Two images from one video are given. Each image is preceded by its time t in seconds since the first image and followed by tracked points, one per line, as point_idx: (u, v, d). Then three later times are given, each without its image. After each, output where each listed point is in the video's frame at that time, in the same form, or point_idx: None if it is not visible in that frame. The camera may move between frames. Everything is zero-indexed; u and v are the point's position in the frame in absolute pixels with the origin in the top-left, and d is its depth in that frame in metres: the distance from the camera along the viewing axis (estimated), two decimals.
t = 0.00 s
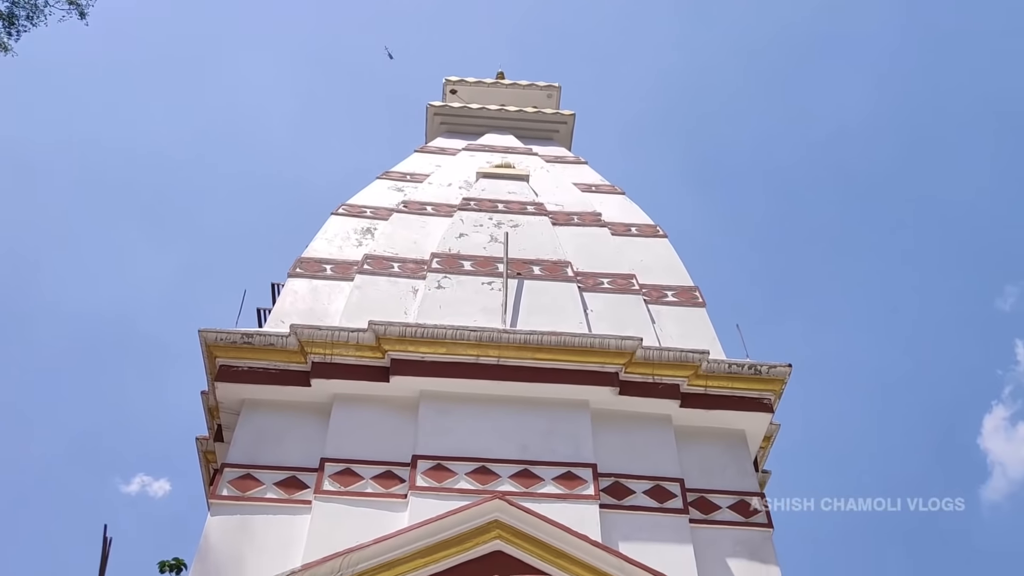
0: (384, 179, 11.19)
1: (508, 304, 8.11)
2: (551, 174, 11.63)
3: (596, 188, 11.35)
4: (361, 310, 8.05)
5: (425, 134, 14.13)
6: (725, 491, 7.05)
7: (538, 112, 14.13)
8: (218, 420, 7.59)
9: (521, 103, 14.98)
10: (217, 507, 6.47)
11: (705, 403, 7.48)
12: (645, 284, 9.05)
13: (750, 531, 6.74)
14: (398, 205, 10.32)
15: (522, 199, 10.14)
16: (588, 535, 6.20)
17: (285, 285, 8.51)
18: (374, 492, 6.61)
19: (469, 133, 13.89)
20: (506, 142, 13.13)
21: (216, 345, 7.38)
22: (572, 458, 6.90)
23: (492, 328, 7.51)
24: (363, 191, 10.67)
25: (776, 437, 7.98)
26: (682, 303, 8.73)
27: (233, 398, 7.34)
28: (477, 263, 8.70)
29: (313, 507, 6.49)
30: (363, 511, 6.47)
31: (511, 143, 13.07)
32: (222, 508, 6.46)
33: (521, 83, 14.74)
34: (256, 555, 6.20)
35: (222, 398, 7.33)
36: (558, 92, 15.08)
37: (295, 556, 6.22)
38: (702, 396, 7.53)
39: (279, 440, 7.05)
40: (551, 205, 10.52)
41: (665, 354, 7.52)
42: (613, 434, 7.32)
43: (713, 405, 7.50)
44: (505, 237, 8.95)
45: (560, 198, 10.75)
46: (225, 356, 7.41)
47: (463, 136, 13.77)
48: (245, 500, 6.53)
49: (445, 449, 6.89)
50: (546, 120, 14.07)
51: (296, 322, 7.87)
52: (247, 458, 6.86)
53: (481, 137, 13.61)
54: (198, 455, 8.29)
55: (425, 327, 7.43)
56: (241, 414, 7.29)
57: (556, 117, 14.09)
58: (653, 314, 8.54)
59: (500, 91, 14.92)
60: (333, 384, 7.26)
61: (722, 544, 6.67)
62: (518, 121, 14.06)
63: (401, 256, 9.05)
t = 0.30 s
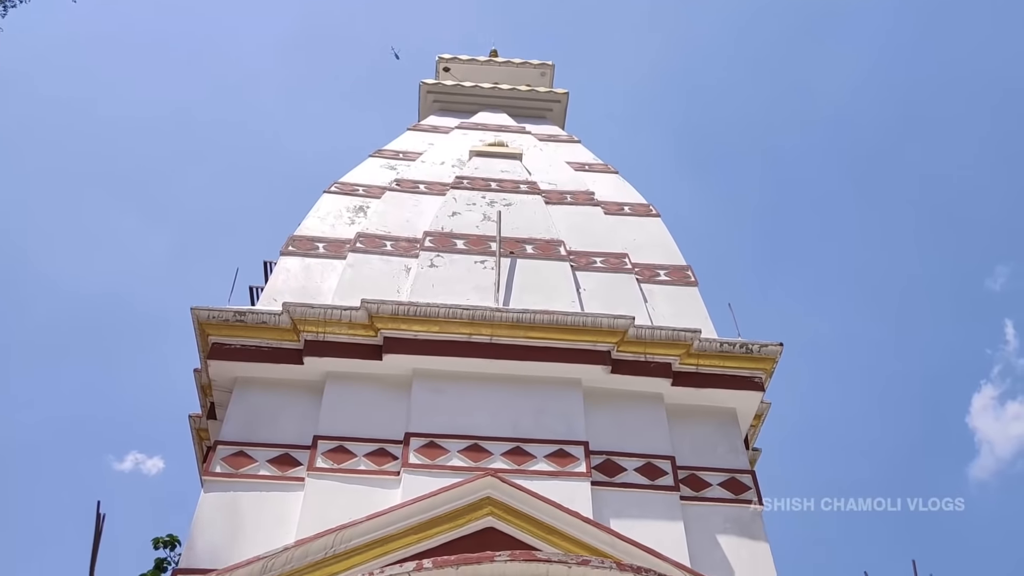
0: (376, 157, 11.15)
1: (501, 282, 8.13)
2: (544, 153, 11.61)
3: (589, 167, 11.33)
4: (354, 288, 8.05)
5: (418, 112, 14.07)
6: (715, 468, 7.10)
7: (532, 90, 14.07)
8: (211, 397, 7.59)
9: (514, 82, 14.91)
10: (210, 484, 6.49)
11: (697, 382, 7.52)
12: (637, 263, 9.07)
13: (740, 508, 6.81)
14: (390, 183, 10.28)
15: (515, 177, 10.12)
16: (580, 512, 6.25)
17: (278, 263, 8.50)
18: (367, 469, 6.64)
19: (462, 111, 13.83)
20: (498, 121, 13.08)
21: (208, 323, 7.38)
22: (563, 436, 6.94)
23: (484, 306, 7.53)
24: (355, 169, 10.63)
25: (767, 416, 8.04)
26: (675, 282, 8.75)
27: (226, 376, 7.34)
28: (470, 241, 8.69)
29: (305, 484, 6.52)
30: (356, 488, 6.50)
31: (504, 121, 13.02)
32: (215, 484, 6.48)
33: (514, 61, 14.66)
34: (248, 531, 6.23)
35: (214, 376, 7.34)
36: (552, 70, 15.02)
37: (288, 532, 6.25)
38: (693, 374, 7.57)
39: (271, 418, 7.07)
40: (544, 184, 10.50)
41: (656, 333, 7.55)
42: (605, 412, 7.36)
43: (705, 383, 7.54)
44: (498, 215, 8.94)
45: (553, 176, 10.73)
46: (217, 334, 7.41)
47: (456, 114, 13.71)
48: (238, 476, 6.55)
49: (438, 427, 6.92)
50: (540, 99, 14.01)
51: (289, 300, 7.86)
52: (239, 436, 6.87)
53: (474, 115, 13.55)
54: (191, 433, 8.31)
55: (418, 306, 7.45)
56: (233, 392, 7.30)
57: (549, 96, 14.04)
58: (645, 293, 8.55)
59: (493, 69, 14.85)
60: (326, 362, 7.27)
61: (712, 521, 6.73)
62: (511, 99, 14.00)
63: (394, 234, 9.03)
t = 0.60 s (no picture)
0: (370, 130, 11.08)
1: (495, 257, 8.12)
2: (539, 127, 11.54)
3: (584, 141, 11.28)
4: (347, 262, 8.03)
5: (412, 86, 13.97)
6: (708, 442, 7.14)
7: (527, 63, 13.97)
8: (205, 371, 7.59)
9: (509, 55, 14.80)
10: (205, 457, 6.50)
11: (691, 356, 7.54)
12: (632, 237, 9.05)
13: (733, 481, 6.85)
14: (384, 157, 10.23)
15: (510, 151, 10.06)
16: (573, 484, 6.28)
17: (271, 237, 8.46)
18: (362, 442, 6.66)
19: (457, 84, 13.73)
20: (493, 94, 12.99)
21: (202, 297, 7.36)
22: (558, 410, 6.97)
23: (479, 280, 7.52)
24: (349, 142, 10.57)
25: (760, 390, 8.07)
26: (670, 257, 8.74)
27: (220, 349, 7.33)
28: (464, 215, 8.67)
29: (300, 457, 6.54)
30: (350, 460, 6.52)
31: (499, 95, 12.93)
32: (209, 457, 6.50)
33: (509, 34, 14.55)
34: (243, 504, 6.25)
35: (208, 349, 7.33)
36: (547, 43, 14.91)
37: (282, 505, 6.27)
38: (687, 348, 7.59)
39: (266, 391, 7.07)
40: (539, 158, 10.45)
41: (650, 308, 7.57)
42: (599, 386, 7.38)
43: (698, 357, 7.56)
44: (493, 189, 8.91)
45: (548, 151, 10.68)
46: (211, 307, 7.39)
47: (450, 87, 13.61)
48: (233, 449, 6.57)
49: (432, 400, 6.94)
50: (534, 72, 13.92)
51: (283, 273, 7.84)
52: (234, 409, 6.88)
53: (468, 88, 13.46)
54: (185, 406, 8.32)
55: (412, 280, 7.45)
56: (228, 365, 7.30)
57: (544, 69, 13.95)
58: (640, 267, 8.54)
59: (488, 42, 14.73)
60: (320, 336, 7.26)
61: (705, 493, 6.77)
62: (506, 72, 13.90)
63: (388, 208, 8.99)
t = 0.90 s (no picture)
0: (367, 96, 10.98)
1: (492, 223, 8.09)
2: (537, 93, 11.45)
3: (582, 107, 11.20)
4: (344, 228, 8.01)
5: (409, 51, 13.83)
6: (704, 408, 7.18)
7: (525, 28, 13.82)
8: (202, 336, 7.60)
9: (507, 20, 14.64)
10: (203, 422, 6.52)
11: (687, 323, 7.55)
12: (630, 205, 9.02)
13: (728, 447, 6.90)
14: (381, 122, 10.15)
15: (508, 118, 10.00)
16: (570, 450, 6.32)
17: (268, 202, 8.42)
18: (359, 407, 6.68)
19: (454, 49, 13.59)
20: (491, 59, 12.87)
21: (198, 262, 7.34)
22: (554, 376, 6.99)
23: (476, 247, 7.51)
24: (345, 107, 10.48)
25: (756, 357, 8.11)
26: (667, 224, 8.72)
27: (217, 315, 7.33)
28: (461, 182, 8.62)
29: (298, 421, 6.57)
30: (348, 426, 6.55)
31: (497, 60, 12.81)
32: (207, 422, 6.52)
33: None
34: (242, 468, 6.29)
35: (205, 315, 7.33)
36: (545, 8, 14.75)
37: (280, 469, 6.31)
38: (684, 315, 7.60)
39: (263, 356, 7.08)
40: (537, 124, 10.38)
41: (647, 275, 7.58)
42: (596, 353, 7.40)
43: (695, 324, 7.57)
44: (490, 156, 8.86)
45: (546, 117, 10.61)
46: (207, 273, 7.38)
47: (447, 52, 13.47)
48: (230, 414, 6.59)
49: (429, 366, 6.96)
50: (533, 37, 13.78)
51: (279, 239, 7.82)
52: (231, 374, 6.89)
53: (466, 53, 13.33)
54: (183, 371, 8.34)
55: (409, 247, 7.43)
56: (225, 331, 7.30)
57: (542, 34, 13.81)
58: (637, 234, 8.53)
59: (486, 6, 14.56)
60: (317, 302, 7.26)
61: (700, 459, 6.83)
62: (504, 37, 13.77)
63: (385, 174, 8.94)
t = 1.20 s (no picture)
0: (361, 51, 10.84)
1: (489, 180, 8.06)
2: (534, 49, 11.32)
3: (579, 64, 11.08)
4: (339, 185, 7.96)
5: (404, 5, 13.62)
6: (699, 365, 7.22)
7: None
8: (198, 292, 7.59)
9: None
10: (199, 377, 6.55)
11: (683, 281, 7.56)
12: (627, 162, 8.98)
13: (721, 404, 6.96)
14: (376, 78, 10.04)
15: (504, 74, 9.89)
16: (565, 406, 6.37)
17: (262, 158, 8.36)
18: (355, 363, 6.71)
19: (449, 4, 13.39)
20: (487, 14, 12.69)
21: (193, 218, 7.31)
22: (549, 333, 7.02)
23: (472, 204, 7.48)
24: (339, 63, 10.35)
25: (751, 315, 8.14)
26: (664, 182, 8.69)
27: (212, 271, 7.31)
28: (457, 138, 8.56)
29: (294, 377, 6.59)
30: (344, 381, 6.58)
31: (493, 15, 12.64)
32: (203, 378, 6.54)
33: None
34: (239, 422, 6.33)
35: (200, 271, 7.31)
36: None
37: (277, 424, 6.35)
38: (679, 273, 7.60)
39: (259, 312, 7.09)
40: (533, 80, 10.28)
41: (643, 233, 7.57)
42: (591, 310, 7.42)
43: (690, 282, 7.58)
44: (486, 112, 8.78)
45: (543, 73, 10.50)
46: (202, 229, 7.34)
47: (443, 7, 13.28)
48: (227, 370, 6.61)
49: (426, 323, 6.97)
50: None
51: (274, 196, 7.78)
52: (228, 330, 6.90)
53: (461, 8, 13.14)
54: (179, 327, 8.35)
55: (405, 204, 7.40)
56: (220, 287, 7.29)
57: None
58: (633, 192, 8.50)
59: None
60: (313, 258, 7.25)
61: (694, 415, 6.88)
62: None
63: (380, 130, 8.86)
